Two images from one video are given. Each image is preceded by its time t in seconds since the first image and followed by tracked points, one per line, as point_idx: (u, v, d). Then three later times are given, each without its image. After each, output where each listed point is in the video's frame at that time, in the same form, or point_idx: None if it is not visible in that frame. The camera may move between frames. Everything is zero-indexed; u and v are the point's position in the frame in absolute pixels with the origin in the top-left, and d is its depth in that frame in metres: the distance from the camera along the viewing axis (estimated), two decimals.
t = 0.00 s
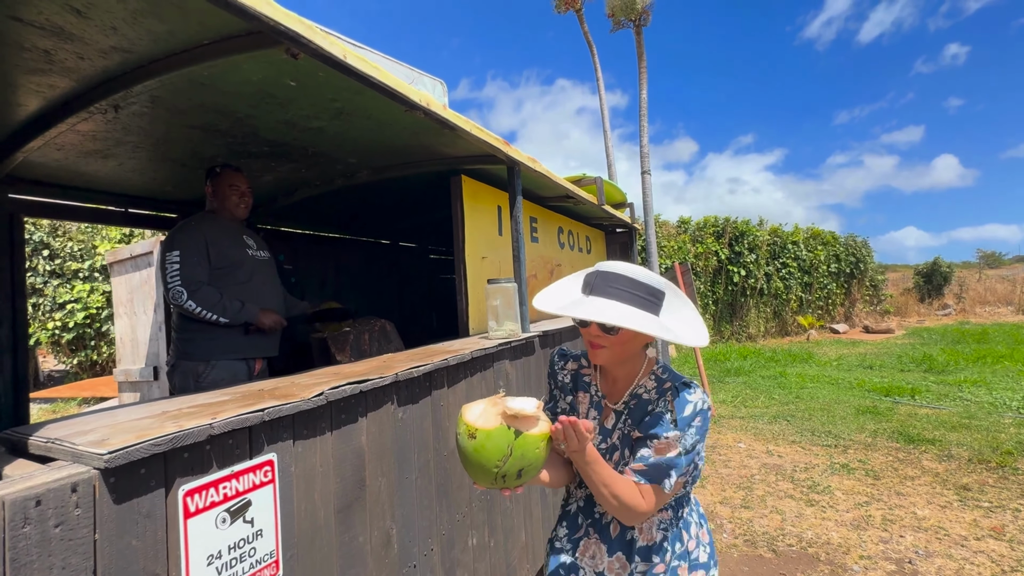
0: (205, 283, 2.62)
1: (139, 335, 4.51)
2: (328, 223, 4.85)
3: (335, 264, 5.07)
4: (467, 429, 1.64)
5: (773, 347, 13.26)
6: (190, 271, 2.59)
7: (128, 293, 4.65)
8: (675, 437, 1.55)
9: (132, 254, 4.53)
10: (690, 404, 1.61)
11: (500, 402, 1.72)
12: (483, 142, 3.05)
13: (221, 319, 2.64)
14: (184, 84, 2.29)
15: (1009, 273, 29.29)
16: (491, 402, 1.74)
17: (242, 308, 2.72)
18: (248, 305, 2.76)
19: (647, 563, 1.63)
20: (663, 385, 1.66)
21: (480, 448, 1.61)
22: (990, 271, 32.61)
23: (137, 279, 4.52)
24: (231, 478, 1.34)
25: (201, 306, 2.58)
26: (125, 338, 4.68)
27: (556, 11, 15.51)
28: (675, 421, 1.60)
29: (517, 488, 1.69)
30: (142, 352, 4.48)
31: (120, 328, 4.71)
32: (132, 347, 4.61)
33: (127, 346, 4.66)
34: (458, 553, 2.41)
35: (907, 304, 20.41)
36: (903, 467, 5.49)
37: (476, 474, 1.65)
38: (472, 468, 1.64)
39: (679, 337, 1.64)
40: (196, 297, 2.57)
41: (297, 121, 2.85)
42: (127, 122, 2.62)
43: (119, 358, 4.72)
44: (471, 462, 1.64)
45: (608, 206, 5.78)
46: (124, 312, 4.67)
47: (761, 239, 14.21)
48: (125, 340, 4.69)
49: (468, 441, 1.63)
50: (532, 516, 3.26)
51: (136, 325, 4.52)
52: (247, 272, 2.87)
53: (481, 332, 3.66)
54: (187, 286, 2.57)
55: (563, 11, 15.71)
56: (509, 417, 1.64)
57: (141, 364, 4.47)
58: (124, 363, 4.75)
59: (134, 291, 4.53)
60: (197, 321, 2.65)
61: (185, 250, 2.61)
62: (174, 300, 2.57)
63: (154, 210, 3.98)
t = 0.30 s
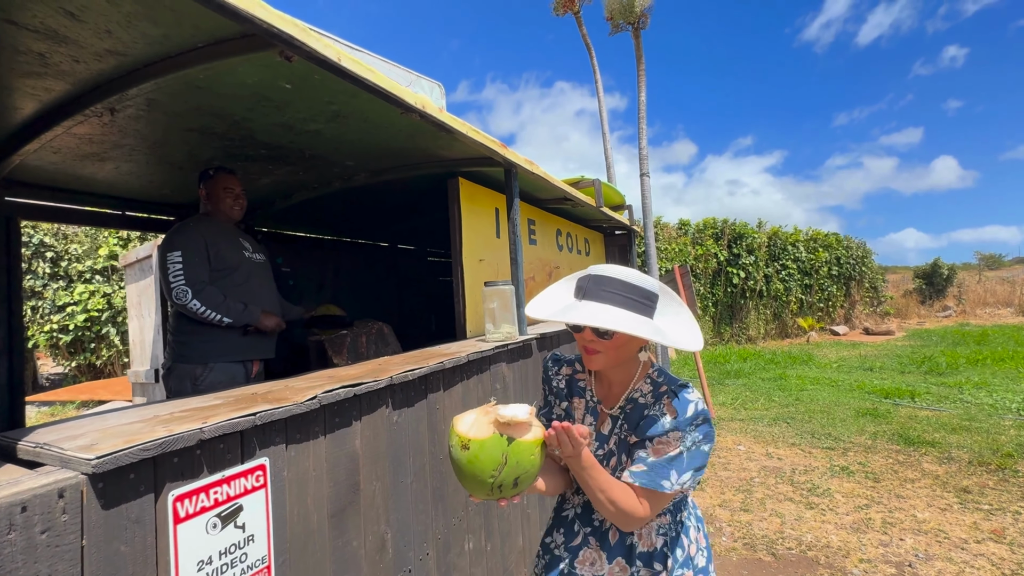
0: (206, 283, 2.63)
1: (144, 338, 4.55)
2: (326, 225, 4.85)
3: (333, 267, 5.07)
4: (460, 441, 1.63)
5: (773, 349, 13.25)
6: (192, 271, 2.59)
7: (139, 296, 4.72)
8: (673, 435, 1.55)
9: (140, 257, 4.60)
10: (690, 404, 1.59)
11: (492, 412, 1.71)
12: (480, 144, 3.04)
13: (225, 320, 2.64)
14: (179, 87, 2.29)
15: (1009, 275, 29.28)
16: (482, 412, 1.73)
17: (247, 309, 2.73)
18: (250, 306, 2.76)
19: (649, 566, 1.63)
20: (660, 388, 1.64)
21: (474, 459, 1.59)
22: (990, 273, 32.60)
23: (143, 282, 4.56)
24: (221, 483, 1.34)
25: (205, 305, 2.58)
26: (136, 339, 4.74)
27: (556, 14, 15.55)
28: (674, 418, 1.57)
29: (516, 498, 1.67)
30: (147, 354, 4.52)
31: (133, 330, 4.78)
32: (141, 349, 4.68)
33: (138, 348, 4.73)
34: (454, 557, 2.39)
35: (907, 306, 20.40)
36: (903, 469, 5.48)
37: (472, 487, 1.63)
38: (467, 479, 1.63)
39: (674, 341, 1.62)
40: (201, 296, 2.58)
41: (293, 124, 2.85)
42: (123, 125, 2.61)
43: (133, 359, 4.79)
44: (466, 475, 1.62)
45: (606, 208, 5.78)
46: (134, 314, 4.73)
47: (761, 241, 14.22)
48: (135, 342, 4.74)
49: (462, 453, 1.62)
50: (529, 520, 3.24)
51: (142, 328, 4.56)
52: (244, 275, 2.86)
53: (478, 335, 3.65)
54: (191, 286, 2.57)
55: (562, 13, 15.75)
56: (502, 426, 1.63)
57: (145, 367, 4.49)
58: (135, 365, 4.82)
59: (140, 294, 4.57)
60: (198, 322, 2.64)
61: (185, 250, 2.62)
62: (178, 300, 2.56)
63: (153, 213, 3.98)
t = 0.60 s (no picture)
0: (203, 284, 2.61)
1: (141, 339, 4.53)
2: (324, 227, 4.83)
3: (331, 268, 5.05)
4: (451, 443, 1.60)
5: (773, 350, 13.23)
6: (188, 273, 2.58)
7: (137, 296, 4.70)
8: (669, 440, 1.52)
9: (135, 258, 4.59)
10: (685, 408, 1.56)
11: (482, 413, 1.68)
12: (477, 144, 3.02)
13: (220, 321, 2.63)
14: (174, 86, 2.27)
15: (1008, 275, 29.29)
16: (473, 413, 1.70)
17: (241, 311, 2.72)
18: (245, 309, 2.75)
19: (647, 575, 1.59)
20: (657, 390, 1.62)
21: (465, 461, 1.57)
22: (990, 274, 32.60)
23: (139, 283, 4.55)
24: (212, 485, 1.32)
25: (201, 307, 2.57)
26: (133, 341, 4.72)
27: (554, 16, 15.55)
28: (670, 422, 1.55)
29: (507, 500, 1.66)
30: (144, 356, 4.50)
31: (130, 331, 4.76)
32: (138, 351, 4.65)
33: (135, 349, 4.71)
34: (451, 560, 2.37)
35: (907, 307, 20.40)
36: (903, 471, 5.45)
37: (464, 489, 1.61)
38: (460, 482, 1.60)
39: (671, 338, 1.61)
40: (197, 297, 2.56)
41: (289, 124, 2.83)
42: (118, 125, 2.60)
43: (131, 361, 4.76)
44: (458, 477, 1.60)
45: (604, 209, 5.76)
46: (132, 316, 4.71)
47: (760, 243, 14.20)
48: (132, 344, 4.72)
49: (452, 456, 1.59)
50: (527, 522, 3.22)
51: (139, 329, 4.55)
52: (241, 275, 2.85)
53: (476, 336, 3.64)
54: (188, 286, 2.55)
55: (560, 15, 15.75)
56: (492, 428, 1.60)
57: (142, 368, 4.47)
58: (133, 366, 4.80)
59: (136, 295, 4.56)
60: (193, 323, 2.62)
61: (183, 250, 2.60)
62: (174, 300, 2.54)
63: (149, 214, 3.96)
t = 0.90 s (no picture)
0: (198, 286, 2.58)
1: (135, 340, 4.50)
2: (323, 226, 4.80)
3: (329, 268, 5.02)
4: (460, 436, 1.57)
5: (772, 351, 13.21)
6: (183, 274, 2.55)
7: (128, 298, 4.66)
8: (677, 451, 1.50)
9: (129, 258, 4.56)
10: (691, 414, 1.53)
11: (493, 406, 1.65)
12: (476, 143, 3.00)
13: (214, 324, 2.60)
14: (170, 84, 2.25)
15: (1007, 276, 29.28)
16: (481, 407, 1.68)
17: (236, 313, 2.69)
18: (241, 311, 2.72)
19: None
20: (662, 393, 1.59)
21: (475, 456, 1.54)
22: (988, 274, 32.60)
23: (132, 284, 4.52)
24: (205, 488, 1.29)
25: (195, 309, 2.54)
26: (125, 341, 4.69)
27: (553, 15, 15.52)
28: (676, 428, 1.52)
29: (517, 496, 1.63)
30: (138, 357, 4.47)
31: (121, 332, 4.72)
32: (130, 351, 4.62)
33: (127, 350, 4.68)
34: (450, 562, 2.34)
35: (906, 308, 20.39)
36: (904, 472, 5.43)
37: (473, 484, 1.58)
38: (468, 477, 1.57)
39: (678, 336, 1.59)
40: (190, 300, 2.53)
41: (286, 122, 2.81)
42: (115, 123, 2.57)
43: (121, 363, 4.72)
44: (466, 471, 1.57)
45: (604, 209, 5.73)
46: (125, 317, 4.68)
47: (760, 243, 14.18)
48: (125, 345, 4.69)
49: (461, 450, 1.56)
50: (527, 524, 3.19)
51: (134, 330, 4.51)
52: (237, 275, 2.82)
53: (475, 336, 3.61)
54: (181, 288, 2.52)
55: (559, 15, 15.71)
56: (502, 421, 1.58)
57: (136, 369, 4.44)
58: (123, 368, 4.76)
59: (131, 295, 4.52)
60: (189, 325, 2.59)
61: (177, 251, 2.57)
62: (167, 302, 2.50)
63: (146, 213, 3.93)
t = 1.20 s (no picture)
0: (195, 288, 2.58)
1: (132, 341, 4.50)
2: (322, 227, 4.79)
3: (328, 268, 5.02)
4: (466, 435, 1.58)
5: (771, 351, 13.22)
6: (179, 276, 2.54)
7: (124, 298, 4.66)
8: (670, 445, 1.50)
9: (126, 258, 4.54)
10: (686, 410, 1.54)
11: (501, 407, 1.65)
12: (476, 144, 3.00)
13: (211, 326, 2.59)
14: (170, 85, 2.25)
15: (1005, 276, 29.32)
16: (490, 407, 1.68)
17: (233, 315, 2.68)
18: (236, 313, 2.72)
19: None
20: (663, 394, 1.60)
21: (480, 456, 1.54)
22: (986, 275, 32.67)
23: (129, 284, 4.51)
24: (205, 491, 1.29)
25: (191, 312, 2.53)
26: (120, 342, 4.69)
27: (552, 16, 15.53)
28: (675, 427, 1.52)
29: (521, 498, 1.62)
30: (135, 357, 4.47)
31: (117, 333, 4.73)
32: (126, 352, 4.62)
33: (122, 350, 4.68)
34: (449, 563, 2.34)
35: (904, 308, 20.43)
36: (902, 472, 5.44)
37: (476, 484, 1.58)
38: (473, 477, 1.57)
39: (682, 337, 1.59)
40: (186, 302, 2.52)
41: (286, 123, 2.81)
42: (114, 124, 2.57)
43: (115, 363, 4.73)
44: (471, 471, 1.57)
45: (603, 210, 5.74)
46: (121, 317, 4.67)
47: (759, 243, 14.20)
48: (121, 345, 4.69)
49: (467, 449, 1.56)
50: (526, 525, 3.20)
51: (130, 331, 4.51)
52: (235, 276, 2.82)
53: (474, 337, 3.61)
54: (176, 291, 2.51)
55: (559, 15, 15.72)
56: (510, 422, 1.58)
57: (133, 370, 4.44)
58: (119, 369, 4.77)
59: (128, 296, 4.51)
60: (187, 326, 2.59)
61: (173, 253, 2.56)
62: (164, 305, 2.50)
63: (145, 213, 3.92)
